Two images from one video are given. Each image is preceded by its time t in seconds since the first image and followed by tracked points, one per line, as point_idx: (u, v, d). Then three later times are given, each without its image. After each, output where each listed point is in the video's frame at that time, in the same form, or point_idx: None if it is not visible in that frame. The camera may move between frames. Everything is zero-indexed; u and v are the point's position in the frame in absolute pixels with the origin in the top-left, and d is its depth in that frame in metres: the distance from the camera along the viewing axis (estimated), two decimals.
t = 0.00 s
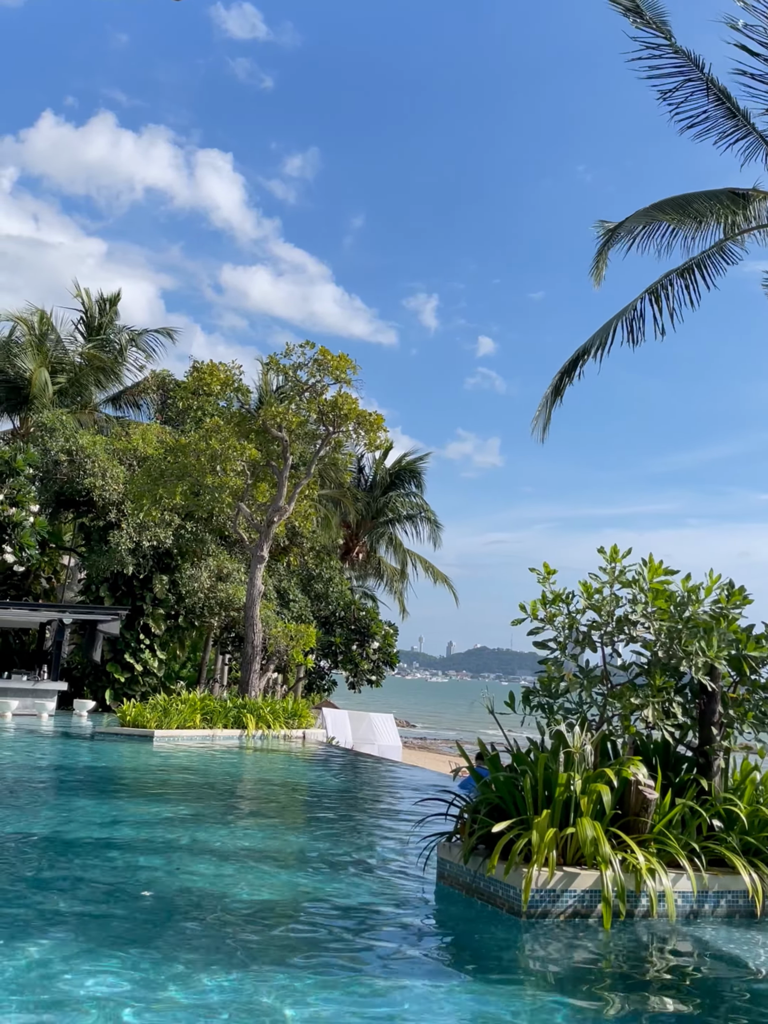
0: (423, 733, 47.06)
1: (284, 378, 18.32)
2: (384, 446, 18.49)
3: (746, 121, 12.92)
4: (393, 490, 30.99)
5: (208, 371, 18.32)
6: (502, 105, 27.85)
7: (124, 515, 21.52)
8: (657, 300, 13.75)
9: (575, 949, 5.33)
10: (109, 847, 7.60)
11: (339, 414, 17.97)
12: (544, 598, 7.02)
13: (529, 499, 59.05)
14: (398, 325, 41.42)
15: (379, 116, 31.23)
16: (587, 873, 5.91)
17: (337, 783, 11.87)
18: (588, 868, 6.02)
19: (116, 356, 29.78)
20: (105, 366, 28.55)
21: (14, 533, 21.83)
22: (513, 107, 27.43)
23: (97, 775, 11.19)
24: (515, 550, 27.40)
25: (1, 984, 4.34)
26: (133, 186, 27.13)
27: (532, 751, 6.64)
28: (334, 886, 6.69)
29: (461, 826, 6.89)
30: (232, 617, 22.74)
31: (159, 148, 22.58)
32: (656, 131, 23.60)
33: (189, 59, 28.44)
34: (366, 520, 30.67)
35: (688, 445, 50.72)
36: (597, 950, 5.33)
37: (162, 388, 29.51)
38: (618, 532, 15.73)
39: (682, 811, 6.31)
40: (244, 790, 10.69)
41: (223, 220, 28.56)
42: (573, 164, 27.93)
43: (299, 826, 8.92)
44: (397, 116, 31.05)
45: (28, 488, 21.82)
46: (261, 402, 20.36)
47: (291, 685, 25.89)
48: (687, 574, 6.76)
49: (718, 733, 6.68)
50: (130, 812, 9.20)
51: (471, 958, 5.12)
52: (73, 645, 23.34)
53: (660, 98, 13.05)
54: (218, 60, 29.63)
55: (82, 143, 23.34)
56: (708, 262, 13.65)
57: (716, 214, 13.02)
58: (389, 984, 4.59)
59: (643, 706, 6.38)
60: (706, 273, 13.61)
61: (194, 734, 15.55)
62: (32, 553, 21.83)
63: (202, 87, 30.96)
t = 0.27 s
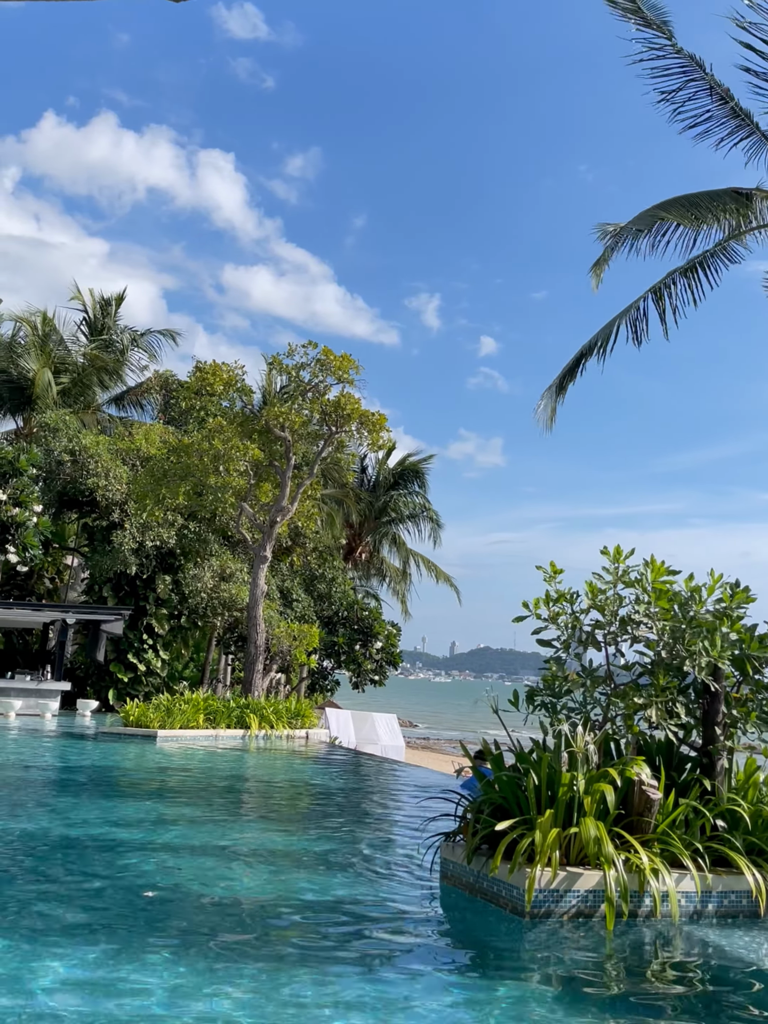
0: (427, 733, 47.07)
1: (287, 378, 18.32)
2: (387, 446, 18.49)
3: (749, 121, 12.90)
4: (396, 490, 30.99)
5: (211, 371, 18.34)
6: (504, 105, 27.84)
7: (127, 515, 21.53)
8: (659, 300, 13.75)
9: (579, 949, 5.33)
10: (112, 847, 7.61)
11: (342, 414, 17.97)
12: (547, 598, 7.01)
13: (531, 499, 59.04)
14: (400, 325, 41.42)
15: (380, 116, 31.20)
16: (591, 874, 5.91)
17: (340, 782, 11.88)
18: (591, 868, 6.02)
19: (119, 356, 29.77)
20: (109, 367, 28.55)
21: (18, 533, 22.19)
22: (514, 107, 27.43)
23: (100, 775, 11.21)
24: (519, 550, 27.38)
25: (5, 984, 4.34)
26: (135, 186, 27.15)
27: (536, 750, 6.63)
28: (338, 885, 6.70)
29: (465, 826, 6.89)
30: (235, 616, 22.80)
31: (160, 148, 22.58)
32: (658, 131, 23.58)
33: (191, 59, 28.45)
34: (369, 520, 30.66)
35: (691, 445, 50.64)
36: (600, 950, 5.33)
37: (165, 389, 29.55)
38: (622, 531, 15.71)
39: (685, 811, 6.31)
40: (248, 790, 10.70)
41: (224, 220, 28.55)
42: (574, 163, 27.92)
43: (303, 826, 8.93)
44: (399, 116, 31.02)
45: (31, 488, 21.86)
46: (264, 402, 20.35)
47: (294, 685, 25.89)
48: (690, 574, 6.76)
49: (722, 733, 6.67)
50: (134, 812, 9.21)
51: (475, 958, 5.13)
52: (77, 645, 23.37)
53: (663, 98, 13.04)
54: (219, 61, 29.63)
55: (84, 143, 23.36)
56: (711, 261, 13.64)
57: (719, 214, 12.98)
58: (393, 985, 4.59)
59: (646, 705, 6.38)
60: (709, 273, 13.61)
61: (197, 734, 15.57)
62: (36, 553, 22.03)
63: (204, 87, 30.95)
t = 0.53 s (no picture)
0: (429, 733, 47.07)
1: (290, 378, 18.32)
2: (390, 446, 18.49)
3: (752, 119, 12.88)
4: (398, 490, 31.00)
5: (214, 371, 18.33)
6: (506, 104, 27.83)
7: (130, 515, 21.53)
8: (661, 298, 13.73)
9: (582, 950, 5.32)
10: (115, 847, 7.61)
11: (344, 414, 17.98)
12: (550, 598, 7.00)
13: (533, 499, 59.02)
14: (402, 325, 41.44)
15: (382, 116, 31.17)
16: (594, 874, 5.91)
17: (343, 783, 11.87)
18: (595, 868, 6.01)
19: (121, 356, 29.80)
20: (111, 367, 28.55)
21: (20, 533, 22.27)
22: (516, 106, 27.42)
23: (103, 775, 11.21)
24: (522, 550, 27.36)
25: (8, 984, 4.34)
26: (137, 186, 27.15)
27: (538, 750, 6.62)
28: (341, 886, 6.69)
29: (467, 826, 6.89)
30: (238, 614, 22.72)
31: (162, 148, 22.57)
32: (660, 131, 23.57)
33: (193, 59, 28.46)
34: (372, 520, 30.67)
35: (693, 444, 50.59)
36: (603, 950, 5.32)
37: (167, 389, 29.62)
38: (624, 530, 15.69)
39: (688, 811, 6.30)
40: (251, 791, 10.69)
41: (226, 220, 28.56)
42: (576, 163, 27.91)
43: (306, 826, 8.93)
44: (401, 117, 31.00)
45: (34, 488, 21.89)
46: (266, 402, 20.35)
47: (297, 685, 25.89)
48: (692, 573, 6.76)
49: (725, 733, 6.67)
50: (137, 812, 9.21)
51: (478, 958, 5.13)
52: (80, 645, 23.42)
53: (665, 97, 13.00)
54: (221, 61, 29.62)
55: (86, 144, 23.37)
56: (713, 260, 13.64)
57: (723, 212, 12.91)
58: (395, 985, 4.58)
59: (649, 705, 6.37)
60: (711, 272, 13.60)
61: (199, 734, 15.57)
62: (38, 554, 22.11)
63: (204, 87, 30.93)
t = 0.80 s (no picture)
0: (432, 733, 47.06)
1: (292, 379, 18.32)
2: (393, 446, 18.49)
3: (755, 119, 12.85)
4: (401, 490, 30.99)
5: (217, 371, 18.32)
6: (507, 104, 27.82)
7: (133, 515, 21.56)
8: (662, 297, 13.72)
9: (585, 950, 5.32)
10: (118, 847, 7.62)
11: (347, 414, 17.98)
12: (552, 599, 7.00)
13: (536, 499, 58.99)
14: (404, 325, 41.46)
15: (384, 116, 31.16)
16: (597, 874, 5.90)
17: (346, 783, 11.88)
18: (598, 868, 6.01)
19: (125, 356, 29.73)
20: (114, 366, 28.37)
21: (24, 533, 22.19)
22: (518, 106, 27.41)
23: (106, 775, 11.22)
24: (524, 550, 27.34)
25: (10, 985, 4.34)
26: (139, 187, 27.15)
27: (541, 751, 6.62)
28: (344, 885, 6.70)
29: (470, 826, 6.89)
30: (241, 616, 22.83)
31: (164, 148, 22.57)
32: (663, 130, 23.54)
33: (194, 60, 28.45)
34: (375, 520, 30.67)
35: (695, 445, 50.51)
36: (607, 950, 5.32)
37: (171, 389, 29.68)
38: (627, 529, 15.67)
39: (692, 811, 6.29)
40: (254, 791, 10.70)
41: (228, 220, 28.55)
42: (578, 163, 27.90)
43: (309, 826, 8.93)
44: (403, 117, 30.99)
45: (38, 489, 21.93)
46: (269, 403, 20.37)
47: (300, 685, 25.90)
48: (695, 573, 6.75)
49: (728, 733, 6.66)
50: (140, 812, 9.22)
51: (481, 958, 5.13)
52: (83, 645, 23.45)
53: (668, 95, 12.99)
54: (222, 61, 29.63)
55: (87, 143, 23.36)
56: (714, 260, 13.63)
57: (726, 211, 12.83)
58: (397, 985, 4.58)
59: (653, 705, 6.37)
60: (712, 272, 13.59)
61: (202, 734, 15.59)
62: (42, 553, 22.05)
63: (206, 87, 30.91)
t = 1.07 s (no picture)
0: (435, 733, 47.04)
1: (295, 379, 18.33)
2: (395, 446, 18.49)
3: (758, 119, 12.80)
4: (404, 490, 31.01)
5: (220, 371, 18.33)
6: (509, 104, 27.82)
7: (136, 515, 21.59)
8: (664, 296, 13.72)
9: (588, 950, 5.32)
10: (121, 847, 7.62)
11: (350, 414, 18.01)
12: (556, 599, 7.00)
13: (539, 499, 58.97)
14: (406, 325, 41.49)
15: (385, 116, 31.17)
16: (600, 875, 5.89)
17: (348, 783, 11.90)
18: (601, 869, 6.01)
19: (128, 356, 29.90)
20: (118, 367, 28.48)
21: (27, 533, 22.15)
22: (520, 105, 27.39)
23: (109, 776, 11.24)
24: (527, 550, 27.31)
25: (12, 984, 4.35)
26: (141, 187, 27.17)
27: (545, 750, 6.62)
28: (347, 886, 6.70)
29: (473, 826, 6.89)
30: (243, 615, 22.45)
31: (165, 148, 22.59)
32: (665, 129, 23.51)
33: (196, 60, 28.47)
34: (378, 520, 30.68)
35: (698, 445, 50.46)
36: (609, 950, 5.32)
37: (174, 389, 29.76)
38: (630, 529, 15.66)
39: (695, 812, 6.28)
40: (257, 791, 10.72)
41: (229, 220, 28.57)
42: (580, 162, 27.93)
43: (312, 826, 8.95)
44: (405, 117, 30.96)
45: (41, 489, 21.97)
46: (272, 404, 20.39)
47: (303, 685, 25.90)
48: (699, 573, 6.74)
49: (732, 733, 6.65)
50: (143, 812, 9.23)
51: (483, 958, 5.13)
52: (86, 645, 23.52)
53: (671, 95, 12.99)
54: (224, 61, 29.65)
55: (89, 144, 23.37)
56: (716, 261, 13.63)
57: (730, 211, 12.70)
58: (400, 985, 4.58)
59: (656, 706, 6.35)
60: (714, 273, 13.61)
61: (206, 734, 15.61)
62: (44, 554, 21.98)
63: (208, 88, 30.92)
